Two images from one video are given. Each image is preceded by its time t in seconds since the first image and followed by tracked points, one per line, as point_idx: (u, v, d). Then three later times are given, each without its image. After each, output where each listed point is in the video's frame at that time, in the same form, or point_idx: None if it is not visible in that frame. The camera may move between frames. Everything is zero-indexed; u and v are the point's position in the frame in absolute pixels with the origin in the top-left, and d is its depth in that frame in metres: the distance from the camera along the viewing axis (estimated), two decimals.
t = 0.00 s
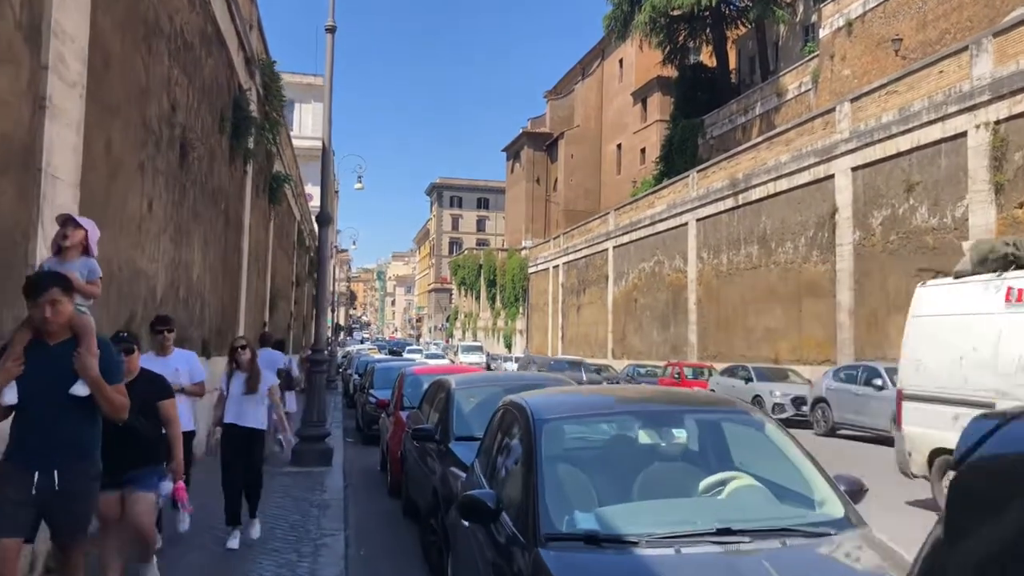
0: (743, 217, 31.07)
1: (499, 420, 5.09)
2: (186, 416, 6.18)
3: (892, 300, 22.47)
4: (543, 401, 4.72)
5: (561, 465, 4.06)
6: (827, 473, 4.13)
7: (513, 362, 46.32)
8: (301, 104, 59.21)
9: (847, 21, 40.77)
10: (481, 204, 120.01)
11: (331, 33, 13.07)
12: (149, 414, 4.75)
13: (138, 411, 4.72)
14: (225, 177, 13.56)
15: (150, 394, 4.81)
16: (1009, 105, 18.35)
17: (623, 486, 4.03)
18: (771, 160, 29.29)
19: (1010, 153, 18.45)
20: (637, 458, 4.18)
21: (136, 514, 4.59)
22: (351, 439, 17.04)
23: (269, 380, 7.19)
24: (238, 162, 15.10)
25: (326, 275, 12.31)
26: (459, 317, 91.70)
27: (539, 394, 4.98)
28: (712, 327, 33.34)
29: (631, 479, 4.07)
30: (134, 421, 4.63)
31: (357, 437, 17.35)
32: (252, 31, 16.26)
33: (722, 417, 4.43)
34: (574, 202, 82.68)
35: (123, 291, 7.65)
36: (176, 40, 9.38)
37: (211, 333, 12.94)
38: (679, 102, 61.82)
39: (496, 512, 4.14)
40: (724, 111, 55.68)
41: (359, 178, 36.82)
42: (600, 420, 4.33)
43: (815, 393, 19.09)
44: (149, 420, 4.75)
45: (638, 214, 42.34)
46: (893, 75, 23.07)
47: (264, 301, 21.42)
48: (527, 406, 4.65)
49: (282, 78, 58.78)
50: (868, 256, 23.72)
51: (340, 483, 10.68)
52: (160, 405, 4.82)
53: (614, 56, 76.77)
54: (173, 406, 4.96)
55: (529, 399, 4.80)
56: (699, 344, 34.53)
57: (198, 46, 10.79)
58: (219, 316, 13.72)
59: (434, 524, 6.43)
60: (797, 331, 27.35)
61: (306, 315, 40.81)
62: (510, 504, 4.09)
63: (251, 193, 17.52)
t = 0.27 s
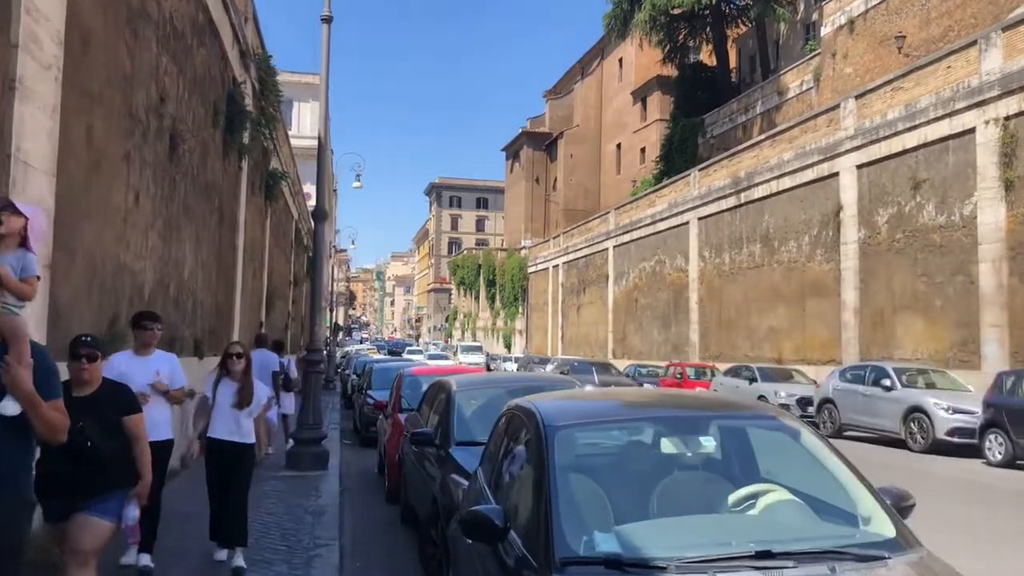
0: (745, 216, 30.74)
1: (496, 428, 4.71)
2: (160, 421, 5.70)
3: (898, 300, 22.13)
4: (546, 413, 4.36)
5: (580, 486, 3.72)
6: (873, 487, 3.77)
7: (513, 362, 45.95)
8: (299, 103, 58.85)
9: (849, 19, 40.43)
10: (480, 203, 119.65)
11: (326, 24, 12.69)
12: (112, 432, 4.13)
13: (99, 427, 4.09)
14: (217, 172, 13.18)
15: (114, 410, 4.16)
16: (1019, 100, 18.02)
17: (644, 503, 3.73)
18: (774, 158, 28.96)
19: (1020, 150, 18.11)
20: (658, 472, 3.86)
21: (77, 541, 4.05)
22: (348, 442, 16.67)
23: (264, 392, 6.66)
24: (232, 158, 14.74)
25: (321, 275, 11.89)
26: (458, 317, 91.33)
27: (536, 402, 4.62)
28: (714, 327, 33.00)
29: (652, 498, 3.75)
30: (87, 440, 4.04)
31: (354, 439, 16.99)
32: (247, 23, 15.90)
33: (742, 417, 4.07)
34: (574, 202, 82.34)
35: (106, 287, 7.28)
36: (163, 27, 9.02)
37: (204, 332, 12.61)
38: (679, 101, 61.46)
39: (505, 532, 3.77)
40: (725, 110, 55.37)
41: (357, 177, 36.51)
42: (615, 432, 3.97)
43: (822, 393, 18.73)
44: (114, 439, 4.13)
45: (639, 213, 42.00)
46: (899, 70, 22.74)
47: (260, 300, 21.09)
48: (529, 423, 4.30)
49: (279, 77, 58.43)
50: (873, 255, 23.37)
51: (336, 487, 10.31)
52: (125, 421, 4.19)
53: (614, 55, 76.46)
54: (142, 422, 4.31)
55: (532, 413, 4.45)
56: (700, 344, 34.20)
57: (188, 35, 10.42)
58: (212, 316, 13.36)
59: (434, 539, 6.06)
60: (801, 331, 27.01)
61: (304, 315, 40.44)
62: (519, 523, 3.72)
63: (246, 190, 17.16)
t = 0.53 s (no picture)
0: (750, 214, 30.32)
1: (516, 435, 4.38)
2: (141, 429, 5.23)
3: (907, 299, 21.72)
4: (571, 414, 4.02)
5: (602, 496, 3.35)
6: (938, 506, 3.38)
7: (514, 362, 45.51)
8: (297, 101, 58.39)
9: (853, 15, 40.02)
10: (479, 202, 119.20)
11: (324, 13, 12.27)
12: (65, 441, 3.69)
13: (50, 432, 3.66)
14: (210, 166, 12.75)
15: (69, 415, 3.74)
16: None
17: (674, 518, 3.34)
18: (779, 155, 28.56)
19: None
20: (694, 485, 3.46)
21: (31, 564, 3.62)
22: (346, 444, 16.22)
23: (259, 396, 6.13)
24: (226, 152, 14.30)
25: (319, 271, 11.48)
26: (457, 317, 90.92)
27: (566, 405, 4.28)
28: (718, 327, 32.58)
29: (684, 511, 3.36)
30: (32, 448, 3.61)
31: (352, 441, 16.56)
32: (242, 15, 15.47)
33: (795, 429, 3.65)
34: (574, 201, 81.93)
35: (87, 283, 6.85)
36: (151, 11, 8.58)
37: (197, 331, 12.18)
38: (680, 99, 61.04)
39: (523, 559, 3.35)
40: (727, 108, 54.94)
41: (356, 175, 36.10)
42: (641, 432, 3.59)
43: (831, 395, 18.30)
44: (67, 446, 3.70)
45: (640, 211, 41.58)
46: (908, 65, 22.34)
47: (257, 299, 20.65)
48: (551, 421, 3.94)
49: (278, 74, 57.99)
50: (881, 253, 22.95)
51: (333, 493, 9.87)
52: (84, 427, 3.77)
53: (614, 52, 76.03)
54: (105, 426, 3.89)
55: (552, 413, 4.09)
56: (704, 344, 33.78)
57: (179, 21, 9.98)
58: (205, 314, 12.93)
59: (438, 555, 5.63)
60: (807, 331, 26.60)
61: (302, 314, 40.00)
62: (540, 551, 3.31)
63: (241, 186, 16.73)
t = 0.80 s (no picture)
0: (755, 212, 29.96)
1: (539, 436, 4.10)
2: (118, 442, 4.79)
3: (917, 298, 21.35)
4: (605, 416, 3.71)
5: (644, 498, 3.02)
6: None
7: (515, 362, 45.13)
8: (296, 100, 58.02)
9: (858, 12, 39.66)
10: (479, 202, 118.84)
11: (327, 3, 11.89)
12: (2, 466, 3.09)
13: None
14: (208, 159, 12.37)
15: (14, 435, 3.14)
16: None
17: (724, 519, 3.00)
18: (785, 152, 28.23)
19: None
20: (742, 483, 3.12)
21: None
22: (348, 446, 15.84)
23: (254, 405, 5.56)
24: (224, 145, 13.93)
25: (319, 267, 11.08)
26: (457, 317, 90.51)
27: (595, 406, 3.99)
28: (722, 326, 32.24)
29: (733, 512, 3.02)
30: None
31: (353, 443, 16.20)
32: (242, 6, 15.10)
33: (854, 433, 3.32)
34: (574, 200, 81.57)
35: (77, 278, 6.48)
36: None
37: (194, 329, 11.80)
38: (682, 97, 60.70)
39: None
40: (729, 106, 54.63)
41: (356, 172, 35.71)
42: (687, 441, 3.26)
43: (842, 395, 17.94)
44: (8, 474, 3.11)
45: (643, 210, 41.22)
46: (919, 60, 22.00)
47: (256, 297, 20.28)
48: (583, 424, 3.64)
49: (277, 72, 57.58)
50: (890, 251, 22.57)
51: (335, 498, 9.49)
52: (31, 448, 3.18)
53: (616, 51, 75.70)
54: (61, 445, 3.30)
55: (582, 414, 3.80)
56: (708, 344, 33.42)
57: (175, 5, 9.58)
58: (203, 311, 12.55)
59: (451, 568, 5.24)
60: (814, 330, 26.26)
61: (301, 314, 39.62)
62: None
63: (240, 182, 16.36)
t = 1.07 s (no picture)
0: (761, 210, 29.55)
1: (569, 443, 3.75)
2: (76, 456, 4.07)
3: (929, 296, 20.95)
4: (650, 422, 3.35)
5: (696, 504, 2.65)
6: None
7: (516, 362, 44.70)
8: (296, 98, 57.58)
9: (863, 8, 39.25)
10: (479, 202, 118.42)
11: None
12: None
13: None
14: (205, 151, 11.96)
15: None
16: None
17: (781, 531, 2.61)
18: (792, 149, 27.84)
19: None
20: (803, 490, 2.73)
21: None
22: (349, 448, 15.42)
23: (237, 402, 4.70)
24: (222, 139, 13.52)
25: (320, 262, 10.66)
26: (457, 317, 90.07)
27: (632, 412, 3.63)
28: (727, 326, 31.84)
29: (793, 524, 2.63)
30: None
31: (354, 445, 15.77)
32: None
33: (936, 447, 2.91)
34: (575, 199, 81.16)
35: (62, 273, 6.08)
36: None
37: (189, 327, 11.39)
38: (684, 95, 60.28)
39: None
40: (731, 104, 54.21)
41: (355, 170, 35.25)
42: (740, 452, 2.86)
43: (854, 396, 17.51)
44: None
45: (646, 209, 40.79)
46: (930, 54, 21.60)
47: (254, 296, 19.89)
48: (625, 426, 3.29)
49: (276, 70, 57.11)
50: (900, 249, 22.17)
51: (337, 504, 9.05)
52: None
53: (617, 49, 75.28)
54: None
55: (620, 418, 3.43)
56: (712, 344, 33.00)
57: None
58: (199, 309, 12.13)
59: None
60: (821, 330, 25.87)
61: (301, 313, 39.19)
62: None
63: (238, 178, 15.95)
